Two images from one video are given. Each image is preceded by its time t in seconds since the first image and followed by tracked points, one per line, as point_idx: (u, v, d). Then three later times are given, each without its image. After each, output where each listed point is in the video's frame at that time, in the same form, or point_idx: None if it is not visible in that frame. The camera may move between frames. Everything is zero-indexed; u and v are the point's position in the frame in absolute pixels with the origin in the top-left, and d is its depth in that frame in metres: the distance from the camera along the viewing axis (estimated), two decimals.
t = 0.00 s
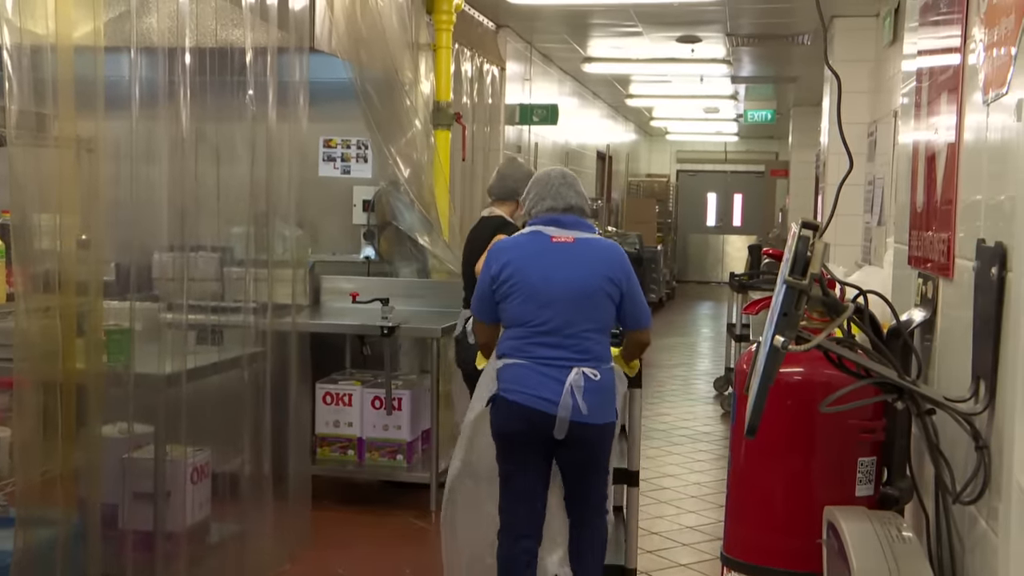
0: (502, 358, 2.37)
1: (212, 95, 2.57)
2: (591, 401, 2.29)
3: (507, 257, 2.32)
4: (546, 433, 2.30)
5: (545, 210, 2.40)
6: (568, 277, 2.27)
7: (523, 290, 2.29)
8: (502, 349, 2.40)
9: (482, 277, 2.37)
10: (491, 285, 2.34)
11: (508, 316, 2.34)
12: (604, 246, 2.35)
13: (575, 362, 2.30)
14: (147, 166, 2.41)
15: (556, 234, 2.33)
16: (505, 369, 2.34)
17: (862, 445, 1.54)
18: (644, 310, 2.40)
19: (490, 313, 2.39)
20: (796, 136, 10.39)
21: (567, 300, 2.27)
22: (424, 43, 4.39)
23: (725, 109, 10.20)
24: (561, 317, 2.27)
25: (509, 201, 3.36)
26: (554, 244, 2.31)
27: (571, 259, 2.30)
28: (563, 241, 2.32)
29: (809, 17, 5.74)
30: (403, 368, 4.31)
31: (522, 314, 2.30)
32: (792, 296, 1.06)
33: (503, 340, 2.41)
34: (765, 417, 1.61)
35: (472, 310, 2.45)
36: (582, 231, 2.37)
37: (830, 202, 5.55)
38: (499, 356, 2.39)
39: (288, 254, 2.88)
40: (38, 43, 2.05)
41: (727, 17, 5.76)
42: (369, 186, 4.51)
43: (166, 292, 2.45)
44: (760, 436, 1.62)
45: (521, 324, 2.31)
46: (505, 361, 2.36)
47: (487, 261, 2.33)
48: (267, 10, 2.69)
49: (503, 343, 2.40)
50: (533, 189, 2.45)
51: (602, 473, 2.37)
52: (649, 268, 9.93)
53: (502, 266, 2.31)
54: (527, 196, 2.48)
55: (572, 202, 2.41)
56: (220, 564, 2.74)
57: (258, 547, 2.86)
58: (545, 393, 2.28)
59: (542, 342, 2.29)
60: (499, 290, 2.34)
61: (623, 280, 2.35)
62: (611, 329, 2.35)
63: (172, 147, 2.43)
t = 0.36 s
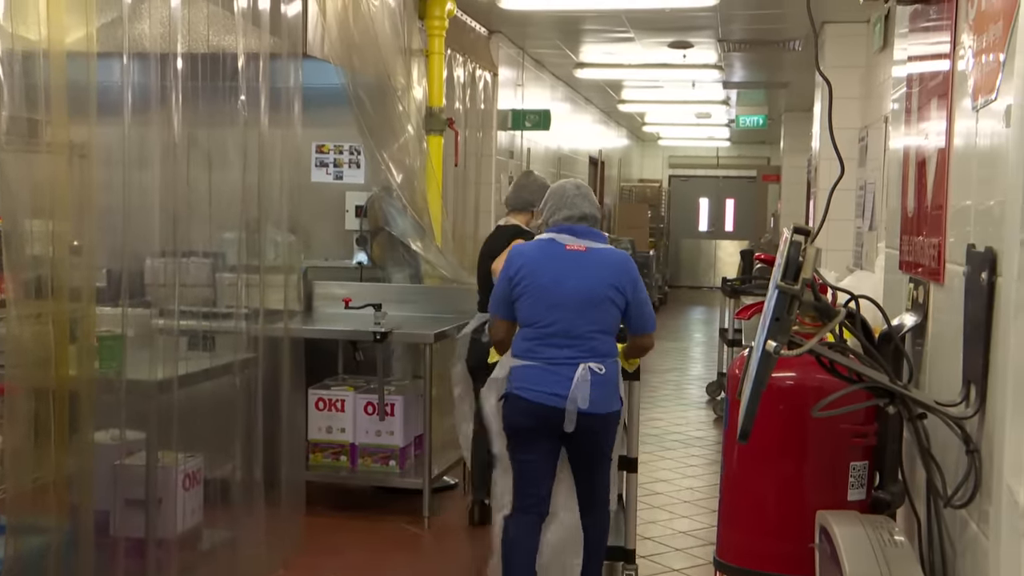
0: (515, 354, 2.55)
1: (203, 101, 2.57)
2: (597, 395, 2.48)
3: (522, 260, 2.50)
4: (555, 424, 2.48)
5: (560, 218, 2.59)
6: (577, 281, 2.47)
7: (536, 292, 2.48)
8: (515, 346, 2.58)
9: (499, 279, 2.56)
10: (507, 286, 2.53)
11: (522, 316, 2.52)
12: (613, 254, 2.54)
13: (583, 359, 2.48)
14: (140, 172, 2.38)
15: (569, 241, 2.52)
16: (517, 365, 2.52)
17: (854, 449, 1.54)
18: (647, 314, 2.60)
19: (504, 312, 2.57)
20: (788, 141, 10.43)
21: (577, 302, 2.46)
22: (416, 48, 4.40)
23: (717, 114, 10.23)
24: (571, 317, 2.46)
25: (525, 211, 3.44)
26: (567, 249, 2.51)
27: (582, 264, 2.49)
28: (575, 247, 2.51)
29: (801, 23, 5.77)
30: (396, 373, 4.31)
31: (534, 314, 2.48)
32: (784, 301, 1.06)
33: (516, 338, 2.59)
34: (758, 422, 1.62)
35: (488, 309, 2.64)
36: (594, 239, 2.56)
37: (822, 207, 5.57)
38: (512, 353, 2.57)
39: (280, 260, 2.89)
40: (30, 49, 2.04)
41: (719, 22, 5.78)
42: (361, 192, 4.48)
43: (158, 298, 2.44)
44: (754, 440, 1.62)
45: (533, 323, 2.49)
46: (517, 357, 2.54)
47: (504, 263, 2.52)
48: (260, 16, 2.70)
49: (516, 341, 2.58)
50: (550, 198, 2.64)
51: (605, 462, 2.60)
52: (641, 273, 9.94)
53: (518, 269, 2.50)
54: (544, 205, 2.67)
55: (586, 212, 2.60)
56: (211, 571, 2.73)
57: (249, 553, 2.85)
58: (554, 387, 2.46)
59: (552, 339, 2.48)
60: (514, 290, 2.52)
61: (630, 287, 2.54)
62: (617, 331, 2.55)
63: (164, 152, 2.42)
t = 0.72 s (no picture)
0: (522, 343, 2.89)
1: (196, 105, 2.57)
2: (596, 379, 2.78)
3: (530, 257, 2.85)
4: (556, 406, 2.78)
5: (567, 218, 2.92)
6: (580, 276, 2.81)
7: (542, 284, 2.82)
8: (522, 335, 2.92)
9: (510, 274, 2.90)
10: (516, 280, 2.87)
11: (529, 307, 2.86)
12: (613, 252, 2.88)
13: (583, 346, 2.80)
14: (133, 176, 2.38)
15: (573, 239, 2.87)
16: (524, 351, 2.86)
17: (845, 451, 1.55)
18: (642, 307, 2.94)
19: (513, 304, 2.91)
20: (780, 145, 10.46)
21: (579, 294, 2.79)
22: (408, 52, 4.41)
23: (709, 117, 10.25)
24: (573, 308, 2.79)
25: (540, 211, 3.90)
26: (571, 246, 2.85)
27: (584, 260, 2.83)
28: (579, 245, 2.86)
29: (791, 27, 5.80)
30: (389, 377, 4.31)
31: (540, 304, 2.82)
32: (775, 304, 1.06)
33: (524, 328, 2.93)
34: (750, 424, 1.62)
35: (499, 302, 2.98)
36: (596, 238, 2.91)
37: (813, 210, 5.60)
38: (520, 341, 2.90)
39: (271, 264, 2.89)
40: (21, 53, 2.03)
41: (710, 26, 5.80)
42: (354, 196, 4.54)
43: (151, 303, 2.44)
44: (746, 442, 1.62)
45: (540, 313, 2.83)
46: (524, 344, 2.87)
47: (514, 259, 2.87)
48: (251, 20, 2.70)
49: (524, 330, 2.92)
50: (556, 199, 2.97)
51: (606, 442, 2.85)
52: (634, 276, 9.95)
53: (526, 265, 2.84)
54: (550, 206, 2.99)
55: (590, 213, 2.94)
56: None
57: (242, 558, 2.85)
58: (556, 370, 2.79)
59: (555, 328, 2.81)
60: (523, 283, 2.87)
61: (627, 282, 2.88)
62: (615, 323, 2.87)
63: (155, 156, 2.43)
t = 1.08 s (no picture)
0: (517, 334, 3.16)
1: (191, 106, 2.57)
2: (588, 363, 3.06)
3: (521, 253, 3.15)
4: (553, 389, 3.05)
5: (549, 214, 3.24)
6: (568, 266, 3.10)
7: (533, 277, 3.11)
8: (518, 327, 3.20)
9: (503, 270, 3.19)
10: (509, 275, 3.16)
11: (523, 300, 3.14)
12: (595, 243, 3.18)
13: (574, 333, 3.08)
14: (130, 177, 2.37)
15: (558, 234, 3.17)
16: (520, 340, 3.13)
17: (840, 450, 1.56)
18: (626, 292, 3.22)
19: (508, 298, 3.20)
20: (776, 144, 10.47)
21: (567, 284, 3.08)
22: (404, 52, 4.40)
23: (705, 116, 10.26)
24: (562, 297, 3.08)
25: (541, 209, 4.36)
26: (556, 241, 3.15)
27: (569, 252, 3.12)
28: (563, 239, 3.15)
29: (786, 26, 5.81)
30: (386, 376, 4.31)
31: (532, 296, 3.11)
32: (770, 302, 1.07)
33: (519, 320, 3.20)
34: (746, 423, 1.63)
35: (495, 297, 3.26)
36: (578, 232, 3.20)
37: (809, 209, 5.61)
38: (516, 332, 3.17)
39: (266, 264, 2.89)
40: (16, 53, 2.03)
41: (706, 25, 5.80)
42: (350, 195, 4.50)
43: (147, 303, 2.44)
44: (741, 440, 1.63)
45: (532, 304, 3.11)
46: (520, 334, 3.14)
47: (506, 257, 3.16)
48: (246, 19, 2.70)
49: (519, 322, 3.19)
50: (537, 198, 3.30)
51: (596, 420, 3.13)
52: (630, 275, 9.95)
53: (518, 261, 3.13)
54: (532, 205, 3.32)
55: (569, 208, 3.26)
56: None
57: (238, 558, 2.85)
58: (551, 356, 3.05)
59: (547, 317, 3.09)
60: (515, 277, 3.16)
61: (611, 269, 3.16)
62: (602, 309, 3.16)
63: (152, 157, 2.42)
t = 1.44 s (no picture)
0: (515, 332, 3.22)
1: (186, 103, 2.56)
2: (586, 357, 3.14)
3: (517, 254, 3.22)
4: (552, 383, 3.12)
5: (544, 217, 3.35)
6: (563, 265, 3.17)
7: (530, 277, 3.18)
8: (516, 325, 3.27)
9: (501, 270, 3.26)
10: (507, 275, 3.23)
11: (520, 299, 3.22)
12: (587, 242, 3.25)
13: (570, 329, 3.16)
14: (125, 174, 2.38)
15: (552, 235, 3.24)
16: (518, 337, 3.19)
17: (834, 447, 1.56)
18: (619, 289, 3.30)
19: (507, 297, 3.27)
20: (772, 142, 10.48)
21: (561, 283, 3.15)
22: (399, 49, 4.39)
23: (701, 114, 10.27)
24: (558, 295, 3.15)
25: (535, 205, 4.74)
26: (550, 241, 3.22)
27: (562, 252, 3.20)
28: (557, 240, 3.23)
29: (782, 23, 5.81)
30: (382, 373, 4.32)
31: (529, 295, 3.18)
32: (764, 299, 1.07)
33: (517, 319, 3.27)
34: (740, 421, 1.63)
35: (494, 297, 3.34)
36: (571, 232, 3.28)
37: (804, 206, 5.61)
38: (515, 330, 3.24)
39: (262, 262, 2.88)
40: (9, 50, 2.03)
41: (701, 23, 5.80)
42: (345, 193, 4.50)
43: (143, 301, 2.44)
44: (735, 437, 1.63)
45: (529, 303, 3.18)
46: (518, 332, 3.21)
47: (503, 258, 3.23)
48: (242, 16, 2.69)
49: (517, 321, 3.26)
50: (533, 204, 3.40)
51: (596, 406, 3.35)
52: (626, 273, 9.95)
53: (515, 262, 3.20)
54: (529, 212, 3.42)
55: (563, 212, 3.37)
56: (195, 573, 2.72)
57: (234, 556, 2.85)
58: (549, 352, 3.13)
59: (545, 315, 3.17)
60: (513, 278, 3.23)
61: (603, 268, 3.24)
62: (596, 306, 3.23)
63: (147, 155, 2.41)
